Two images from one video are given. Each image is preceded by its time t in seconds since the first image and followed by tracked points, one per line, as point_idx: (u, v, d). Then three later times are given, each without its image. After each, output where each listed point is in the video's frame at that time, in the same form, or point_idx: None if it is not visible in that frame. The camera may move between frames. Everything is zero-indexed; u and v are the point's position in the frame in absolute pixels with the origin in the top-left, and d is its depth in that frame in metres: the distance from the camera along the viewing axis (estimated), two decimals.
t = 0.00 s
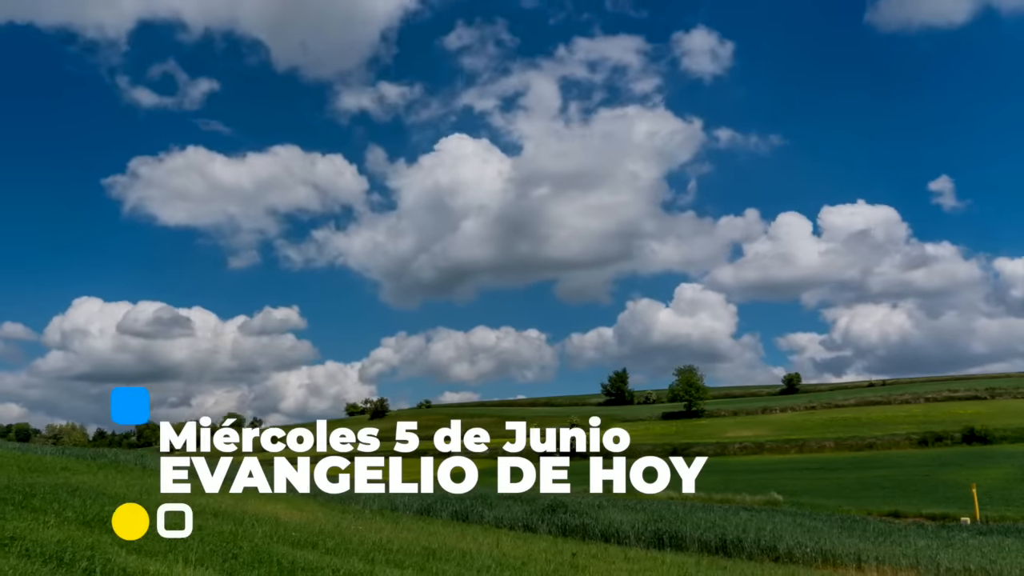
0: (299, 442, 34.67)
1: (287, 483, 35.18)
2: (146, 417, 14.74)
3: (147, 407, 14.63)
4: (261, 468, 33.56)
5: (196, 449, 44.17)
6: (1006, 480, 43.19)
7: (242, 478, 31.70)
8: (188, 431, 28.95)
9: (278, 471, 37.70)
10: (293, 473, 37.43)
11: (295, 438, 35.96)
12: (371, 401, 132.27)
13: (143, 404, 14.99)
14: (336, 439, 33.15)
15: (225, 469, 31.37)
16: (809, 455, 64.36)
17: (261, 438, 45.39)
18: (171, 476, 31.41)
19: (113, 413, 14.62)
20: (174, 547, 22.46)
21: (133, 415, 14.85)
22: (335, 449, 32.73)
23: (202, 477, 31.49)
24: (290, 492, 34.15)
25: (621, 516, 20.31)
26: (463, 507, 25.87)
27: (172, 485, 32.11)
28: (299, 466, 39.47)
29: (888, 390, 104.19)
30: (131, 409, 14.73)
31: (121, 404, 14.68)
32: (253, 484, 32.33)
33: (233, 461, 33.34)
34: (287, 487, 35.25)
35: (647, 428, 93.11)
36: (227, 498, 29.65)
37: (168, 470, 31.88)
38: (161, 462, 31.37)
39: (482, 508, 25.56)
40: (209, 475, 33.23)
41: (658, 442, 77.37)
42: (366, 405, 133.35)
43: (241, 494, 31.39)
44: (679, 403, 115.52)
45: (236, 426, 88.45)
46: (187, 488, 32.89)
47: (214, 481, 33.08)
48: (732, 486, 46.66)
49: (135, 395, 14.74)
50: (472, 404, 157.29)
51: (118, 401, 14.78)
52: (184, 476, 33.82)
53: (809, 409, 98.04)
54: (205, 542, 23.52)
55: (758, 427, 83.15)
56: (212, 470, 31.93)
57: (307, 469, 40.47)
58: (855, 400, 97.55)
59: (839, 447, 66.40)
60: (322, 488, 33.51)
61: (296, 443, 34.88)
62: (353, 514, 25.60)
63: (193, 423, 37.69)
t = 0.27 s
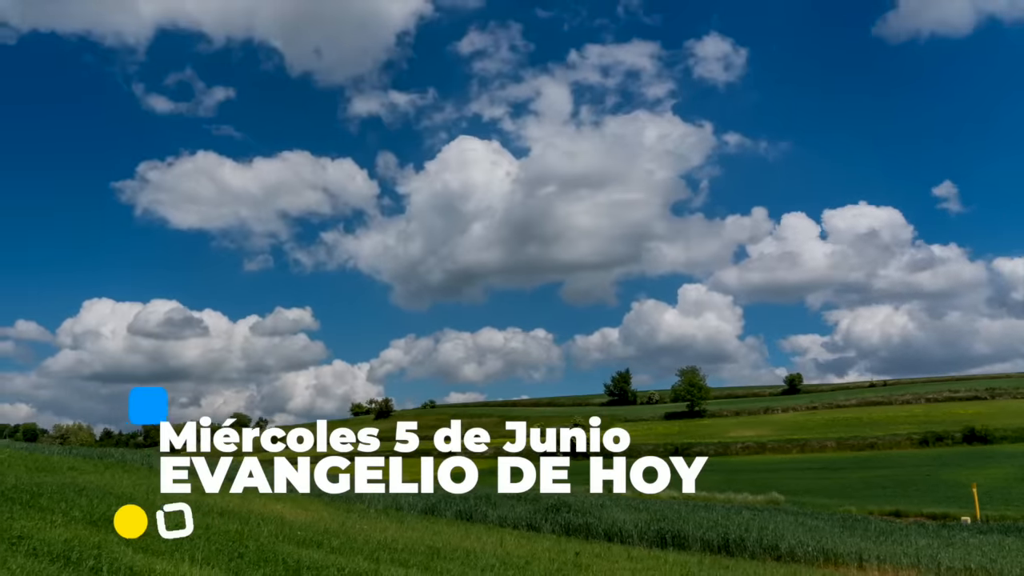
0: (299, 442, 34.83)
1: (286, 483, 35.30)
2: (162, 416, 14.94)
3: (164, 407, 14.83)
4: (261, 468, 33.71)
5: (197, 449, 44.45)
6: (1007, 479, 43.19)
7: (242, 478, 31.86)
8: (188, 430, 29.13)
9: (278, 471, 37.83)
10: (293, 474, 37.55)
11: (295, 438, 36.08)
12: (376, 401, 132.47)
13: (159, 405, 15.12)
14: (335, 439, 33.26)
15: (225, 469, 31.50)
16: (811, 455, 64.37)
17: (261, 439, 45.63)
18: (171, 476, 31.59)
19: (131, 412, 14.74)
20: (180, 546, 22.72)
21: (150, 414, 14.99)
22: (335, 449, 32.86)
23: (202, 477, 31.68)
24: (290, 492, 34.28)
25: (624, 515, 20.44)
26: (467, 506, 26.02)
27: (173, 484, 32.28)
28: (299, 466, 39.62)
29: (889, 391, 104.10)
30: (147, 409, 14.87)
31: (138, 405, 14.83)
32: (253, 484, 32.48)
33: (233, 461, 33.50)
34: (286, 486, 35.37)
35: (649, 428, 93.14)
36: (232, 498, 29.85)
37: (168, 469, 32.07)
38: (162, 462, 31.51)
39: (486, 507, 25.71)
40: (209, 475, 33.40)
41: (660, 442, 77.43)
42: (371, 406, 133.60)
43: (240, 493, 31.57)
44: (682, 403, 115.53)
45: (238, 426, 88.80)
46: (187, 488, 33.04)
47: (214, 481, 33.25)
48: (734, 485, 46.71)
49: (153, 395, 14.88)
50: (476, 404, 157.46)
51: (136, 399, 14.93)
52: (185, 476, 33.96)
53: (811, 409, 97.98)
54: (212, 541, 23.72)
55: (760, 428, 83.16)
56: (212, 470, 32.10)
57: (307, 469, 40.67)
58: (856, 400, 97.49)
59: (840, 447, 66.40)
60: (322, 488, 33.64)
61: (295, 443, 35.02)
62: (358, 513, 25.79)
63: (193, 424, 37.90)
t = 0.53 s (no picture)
0: (299, 443, 35.03)
1: (287, 483, 35.50)
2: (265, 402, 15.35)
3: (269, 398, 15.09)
4: (262, 468, 33.92)
5: (198, 449, 44.72)
6: (1007, 478, 43.21)
7: (242, 478, 32.11)
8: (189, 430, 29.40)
9: (278, 471, 38.02)
10: (293, 473, 37.76)
11: (295, 438, 36.28)
12: (380, 401, 132.72)
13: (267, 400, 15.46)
14: (335, 440, 33.45)
15: (225, 469, 31.72)
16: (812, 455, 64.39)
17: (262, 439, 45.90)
18: (172, 476, 31.82)
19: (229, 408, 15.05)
20: (186, 545, 22.95)
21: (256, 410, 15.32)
22: (334, 449, 33.06)
23: (202, 478, 31.93)
24: (291, 492, 34.50)
25: (627, 515, 20.60)
26: (471, 506, 26.19)
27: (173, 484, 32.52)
28: (299, 466, 39.82)
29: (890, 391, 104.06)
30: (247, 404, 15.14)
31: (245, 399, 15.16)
32: (253, 484, 32.74)
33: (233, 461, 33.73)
34: (286, 486, 35.59)
35: (651, 428, 93.23)
36: (238, 497, 30.07)
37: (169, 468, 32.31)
38: (163, 462, 31.76)
39: (489, 507, 25.90)
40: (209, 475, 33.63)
41: (662, 442, 77.52)
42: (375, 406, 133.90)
43: (240, 493, 31.82)
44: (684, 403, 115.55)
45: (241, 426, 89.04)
46: (187, 488, 33.26)
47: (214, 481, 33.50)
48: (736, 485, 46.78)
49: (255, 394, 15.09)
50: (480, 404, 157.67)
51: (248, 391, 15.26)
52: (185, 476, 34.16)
53: (812, 409, 97.95)
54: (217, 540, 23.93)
55: (762, 427, 83.20)
56: (212, 470, 32.39)
57: (307, 469, 40.90)
58: (857, 400, 97.46)
59: (841, 446, 66.42)
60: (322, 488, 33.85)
61: (296, 444, 35.20)
62: (362, 513, 25.98)
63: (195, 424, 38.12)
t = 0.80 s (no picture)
0: (299, 443, 35.17)
1: (287, 482, 35.66)
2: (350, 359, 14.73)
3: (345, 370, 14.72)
4: (262, 468, 34.11)
5: (199, 448, 44.91)
6: (1007, 478, 43.21)
7: (243, 478, 32.32)
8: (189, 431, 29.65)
9: (279, 471, 38.19)
10: (293, 473, 37.92)
11: (295, 438, 36.43)
12: (385, 401, 133.04)
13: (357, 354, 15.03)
14: (335, 439, 33.66)
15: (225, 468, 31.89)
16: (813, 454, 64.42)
17: (262, 439, 46.05)
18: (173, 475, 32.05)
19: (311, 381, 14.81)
20: (193, 544, 23.15)
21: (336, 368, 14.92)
22: (335, 449, 33.24)
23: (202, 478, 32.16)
24: (291, 492, 34.69)
25: (630, 514, 20.75)
26: (475, 505, 26.34)
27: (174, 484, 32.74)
28: (299, 466, 39.96)
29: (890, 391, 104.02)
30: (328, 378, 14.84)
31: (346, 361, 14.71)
32: (253, 484, 32.95)
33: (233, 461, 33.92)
34: (286, 486, 35.76)
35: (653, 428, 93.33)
36: (243, 496, 30.26)
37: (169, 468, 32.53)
38: (164, 462, 31.98)
39: (493, 506, 26.06)
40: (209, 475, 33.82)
41: (664, 442, 77.63)
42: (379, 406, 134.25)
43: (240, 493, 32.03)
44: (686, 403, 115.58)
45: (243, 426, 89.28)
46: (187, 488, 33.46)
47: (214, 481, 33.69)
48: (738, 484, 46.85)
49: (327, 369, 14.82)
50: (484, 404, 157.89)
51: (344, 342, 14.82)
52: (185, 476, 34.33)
53: (814, 409, 97.89)
54: (223, 540, 24.10)
55: (763, 427, 83.24)
56: (212, 470, 32.63)
57: (306, 469, 41.03)
58: (858, 400, 97.39)
59: (842, 446, 66.42)
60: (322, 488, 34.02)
61: (295, 443, 35.36)
62: (367, 512, 26.17)
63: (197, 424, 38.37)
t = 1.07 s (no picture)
0: (299, 442, 35.37)
1: (287, 482, 35.88)
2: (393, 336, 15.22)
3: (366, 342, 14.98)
4: (263, 468, 34.32)
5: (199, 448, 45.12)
6: (1007, 478, 43.21)
7: (244, 478, 32.55)
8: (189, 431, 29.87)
9: (279, 471, 38.39)
10: (293, 473, 38.13)
11: (295, 438, 36.65)
12: (389, 401, 133.41)
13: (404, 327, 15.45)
14: (335, 439, 33.88)
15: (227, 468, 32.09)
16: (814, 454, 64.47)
17: (263, 439, 46.26)
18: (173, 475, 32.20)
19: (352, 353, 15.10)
20: (199, 543, 23.35)
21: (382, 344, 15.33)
22: (335, 449, 33.45)
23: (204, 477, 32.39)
24: (291, 492, 34.92)
25: (632, 513, 20.87)
26: (479, 504, 26.48)
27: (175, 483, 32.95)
28: (299, 466, 40.16)
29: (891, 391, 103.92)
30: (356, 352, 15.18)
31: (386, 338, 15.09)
32: (254, 483, 33.19)
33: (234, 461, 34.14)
34: (287, 486, 35.98)
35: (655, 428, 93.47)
36: (247, 496, 30.44)
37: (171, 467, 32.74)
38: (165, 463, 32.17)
39: (497, 505, 26.21)
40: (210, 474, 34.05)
41: (666, 442, 77.73)
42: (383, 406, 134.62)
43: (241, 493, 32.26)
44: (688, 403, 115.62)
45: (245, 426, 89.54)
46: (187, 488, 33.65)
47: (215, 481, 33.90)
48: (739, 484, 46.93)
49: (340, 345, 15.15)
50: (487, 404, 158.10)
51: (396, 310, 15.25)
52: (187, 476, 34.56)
53: (815, 409, 97.86)
54: (229, 539, 24.29)
55: (765, 427, 83.26)
56: (213, 470, 32.90)
57: (306, 469, 41.22)
58: (859, 400, 97.32)
59: (843, 446, 66.45)
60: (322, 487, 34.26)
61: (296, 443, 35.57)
62: (372, 511, 26.35)
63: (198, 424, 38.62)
